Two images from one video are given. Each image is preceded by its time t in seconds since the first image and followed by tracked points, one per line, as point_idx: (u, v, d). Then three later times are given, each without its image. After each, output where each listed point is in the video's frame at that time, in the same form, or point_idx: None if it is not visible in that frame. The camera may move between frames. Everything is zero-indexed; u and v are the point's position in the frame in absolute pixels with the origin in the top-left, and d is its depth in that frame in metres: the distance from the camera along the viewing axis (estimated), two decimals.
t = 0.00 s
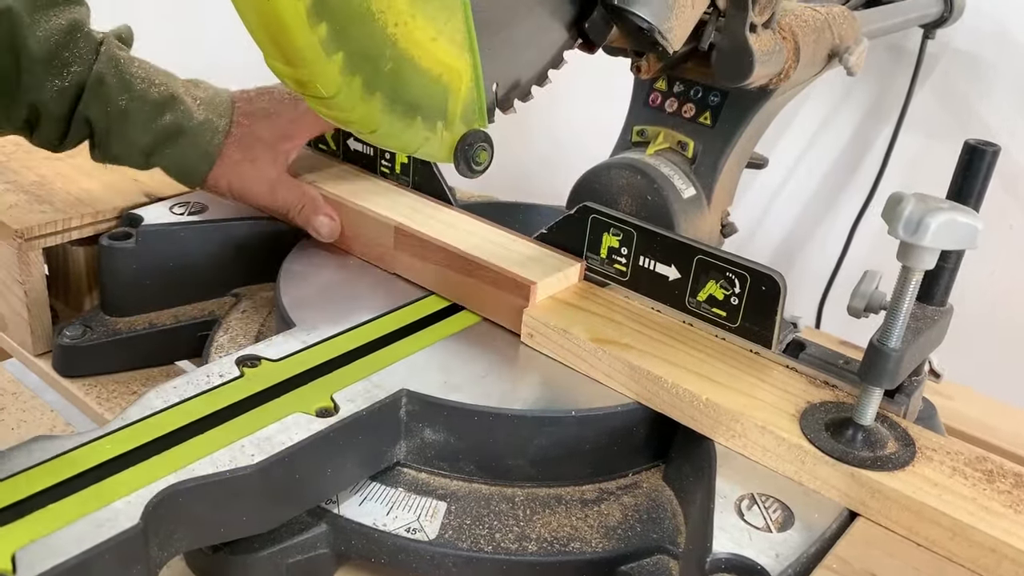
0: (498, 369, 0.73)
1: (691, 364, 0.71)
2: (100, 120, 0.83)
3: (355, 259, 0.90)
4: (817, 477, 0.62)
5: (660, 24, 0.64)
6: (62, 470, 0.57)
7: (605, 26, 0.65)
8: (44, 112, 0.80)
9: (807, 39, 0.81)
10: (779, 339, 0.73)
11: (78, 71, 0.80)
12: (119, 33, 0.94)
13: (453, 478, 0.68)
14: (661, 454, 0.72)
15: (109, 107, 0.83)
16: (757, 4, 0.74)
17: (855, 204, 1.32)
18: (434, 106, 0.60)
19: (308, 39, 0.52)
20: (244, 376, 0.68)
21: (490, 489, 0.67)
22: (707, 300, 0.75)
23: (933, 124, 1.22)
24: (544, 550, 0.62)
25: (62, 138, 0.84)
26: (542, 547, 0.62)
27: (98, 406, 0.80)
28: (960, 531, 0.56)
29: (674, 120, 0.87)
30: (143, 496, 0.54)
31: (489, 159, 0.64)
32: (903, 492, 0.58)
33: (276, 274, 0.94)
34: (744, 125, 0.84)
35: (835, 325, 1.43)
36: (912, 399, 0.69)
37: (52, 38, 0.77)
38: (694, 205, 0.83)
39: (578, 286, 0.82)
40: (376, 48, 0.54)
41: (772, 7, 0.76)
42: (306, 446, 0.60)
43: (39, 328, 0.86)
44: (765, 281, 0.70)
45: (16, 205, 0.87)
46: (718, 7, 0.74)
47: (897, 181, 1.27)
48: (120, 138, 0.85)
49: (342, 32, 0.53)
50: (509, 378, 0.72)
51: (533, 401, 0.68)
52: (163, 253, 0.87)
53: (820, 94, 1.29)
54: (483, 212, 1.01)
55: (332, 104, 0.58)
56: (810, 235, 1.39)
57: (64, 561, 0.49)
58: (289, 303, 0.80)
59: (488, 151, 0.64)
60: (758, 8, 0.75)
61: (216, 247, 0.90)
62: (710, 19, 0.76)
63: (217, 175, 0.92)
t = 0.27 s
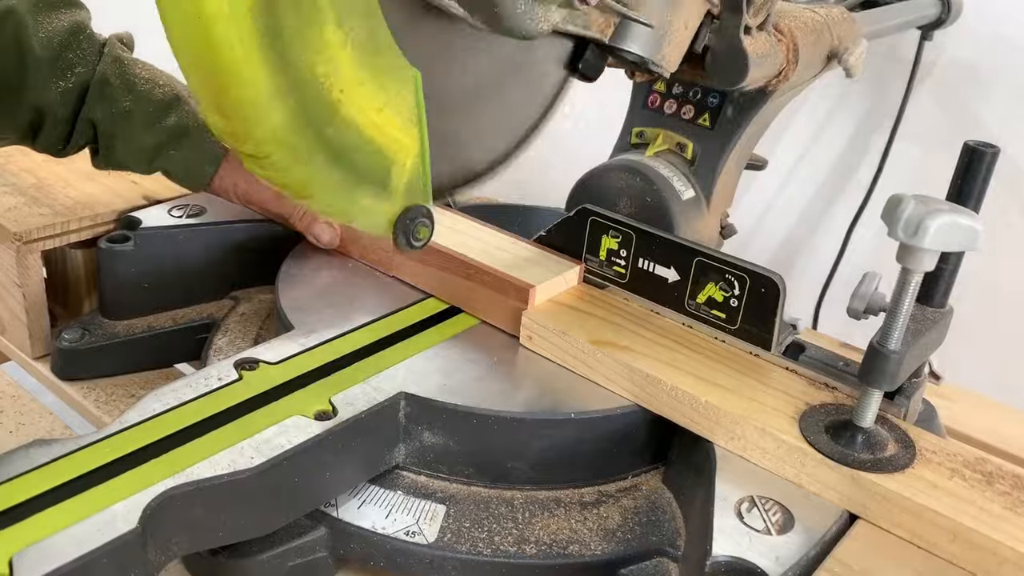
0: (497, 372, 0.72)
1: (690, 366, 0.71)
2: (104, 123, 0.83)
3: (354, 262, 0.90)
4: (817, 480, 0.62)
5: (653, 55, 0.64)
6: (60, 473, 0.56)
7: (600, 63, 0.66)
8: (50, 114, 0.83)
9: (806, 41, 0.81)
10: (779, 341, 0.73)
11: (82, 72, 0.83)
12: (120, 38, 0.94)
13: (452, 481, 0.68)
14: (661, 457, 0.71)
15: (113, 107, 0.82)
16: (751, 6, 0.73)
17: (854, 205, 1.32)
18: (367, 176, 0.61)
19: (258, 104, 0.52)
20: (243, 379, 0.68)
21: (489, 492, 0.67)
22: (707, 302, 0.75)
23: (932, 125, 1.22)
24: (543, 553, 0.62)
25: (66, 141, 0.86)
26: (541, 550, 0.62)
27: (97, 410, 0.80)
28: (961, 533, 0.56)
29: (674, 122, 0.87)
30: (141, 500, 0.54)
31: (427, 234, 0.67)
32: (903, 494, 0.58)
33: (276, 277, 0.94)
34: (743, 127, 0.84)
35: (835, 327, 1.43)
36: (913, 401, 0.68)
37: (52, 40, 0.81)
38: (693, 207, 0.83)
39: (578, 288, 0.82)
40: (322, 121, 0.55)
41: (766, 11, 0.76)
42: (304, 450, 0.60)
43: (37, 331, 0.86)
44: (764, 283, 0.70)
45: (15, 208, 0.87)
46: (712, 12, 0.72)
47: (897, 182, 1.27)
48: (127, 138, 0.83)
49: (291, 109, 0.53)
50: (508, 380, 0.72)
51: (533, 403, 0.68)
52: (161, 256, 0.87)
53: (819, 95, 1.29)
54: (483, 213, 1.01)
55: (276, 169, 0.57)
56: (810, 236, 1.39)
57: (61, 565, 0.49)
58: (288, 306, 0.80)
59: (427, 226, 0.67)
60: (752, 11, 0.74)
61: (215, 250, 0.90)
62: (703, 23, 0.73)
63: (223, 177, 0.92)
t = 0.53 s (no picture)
0: (496, 371, 0.73)
1: (688, 365, 0.71)
2: (105, 124, 0.86)
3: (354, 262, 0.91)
4: (813, 478, 0.62)
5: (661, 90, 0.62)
6: (62, 472, 0.57)
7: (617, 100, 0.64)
8: (51, 116, 0.83)
9: (804, 42, 0.82)
10: (777, 340, 0.73)
11: (83, 75, 0.84)
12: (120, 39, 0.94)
13: (451, 479, 0.68)
14: (659, 455, 0.72)
15: (114, 109, 0.85)
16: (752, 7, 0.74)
17: (853, 205, 1.33)
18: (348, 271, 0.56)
19: (253, 194, 0.48)
20: (243, 378, 0.69)
21: (488, 490, 0.68)
22: (705, 302, 0.75)
23: (930, 126, 1.23)
24: (541, 550, 0.62)
25: (69, 143, 0.86)
26: (539, 547, 0.63)
27: (99, 408, 0.80)
28: (956, 530, 0.56)
29: (672, 122, 0.87)
30: (142, 498, 0.55)
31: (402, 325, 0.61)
32: (899, 492, 0.58)
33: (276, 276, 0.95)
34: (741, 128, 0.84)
35: (833, 326, 1.44)
36: (909, 401, 0.70)
37: (52, 43, 0.81)
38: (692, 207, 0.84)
39: (577, 288, 0.82)
40: (319, 219, 0.52)
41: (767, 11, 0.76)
42: (305, 449, 0.60)
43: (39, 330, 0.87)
44: (762, 282, 0.71)
45: (17, 208, 0.88)
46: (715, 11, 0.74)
47: (896, 182, 1.28)
48: (130, 140, 0.87)
49: (285, 190, 0.49)
50: (507, 379, 0.72)
51: (532, 402, 0.69)
52: (162, 255, 0.87)
53: (818, 95, 1.29)
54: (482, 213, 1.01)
55: (250, 255, 0.50)
56: (808, 236, 1.39)
57: (63, 563, 0.50)
58: (288, 305, 0.80)
59: (402, 318, 0.61)
60: (754, 11, 0.75)
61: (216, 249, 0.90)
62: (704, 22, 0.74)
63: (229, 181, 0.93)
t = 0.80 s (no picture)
0: (497, 371, 0.73)
1: (688, 365, 0.71)
2: (17, 73, 0.95)
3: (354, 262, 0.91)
4: (813, 478, 0.62)
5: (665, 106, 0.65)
6: (63, 471, 0.57)
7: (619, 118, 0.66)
8: None
9: (804, 43, 0.82)
10: (777, 340, 0.74)
11: None
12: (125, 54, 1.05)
13: (452, 478, 0.68)
14: (659, 455, 0.72)
15: (25, 59, 0.94)
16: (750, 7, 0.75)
17: (852, 207, 1.33)
18: (344, 313, 0.66)
19: (251, 230, 0.56)
20: (244, 378, 0.69)
21: (489, 489, 0.68)
22: (705, 302, 0.75)
23: (930, 127, 1.23)
24: (542, 549, 0.63)
25: None
26: (540, 547, 0.63)
27: (99, 407, 0.80)
28: (956, 530, 0.56)
29: (673, 123, 0.87)
30: (144, 496, 0.55)
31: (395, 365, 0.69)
32: (899, 491, 0.58)
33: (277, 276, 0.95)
34: (741, 128, 0.85)
35: (833, 328, 1.44)
36: (908, 400, 0.70)
37: None
38: (692, 207, 0.84)
39: (577, 288, 0.83)
40: (314, 254, 0.61)
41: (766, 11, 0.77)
42: (306, 447, 0.60)
43: (41, 329, 0.87)
44: (762, 282, 0.71)
45: (19, 207, 0.88)
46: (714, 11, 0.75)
47: (896, 183, 1.28)
48: (42, 86, 0.96)
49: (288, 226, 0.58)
50: (507, 379, 0.72)
51: (532, 402, 0.69)
52: (163, 255, 0.88)
53: (818, 97, 1.30)
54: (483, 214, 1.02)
55: (252, 290, 0.59)
56: (808, 237, 1.40)
57: (66, 560, 0.50)
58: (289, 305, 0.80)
59: (394, 357, 0.70)
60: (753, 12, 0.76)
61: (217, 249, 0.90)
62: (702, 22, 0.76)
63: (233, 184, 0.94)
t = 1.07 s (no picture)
0: (498, 370, 0.73)
1: (688, 365, 0.72)
2: None
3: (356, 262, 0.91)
4: (813, 477, 0.62)
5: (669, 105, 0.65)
6: (66, 470, 0.57)
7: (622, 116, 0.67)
8: None
9: (804, 44, 0.82)
10: (777, 340, 0.74)
11: None
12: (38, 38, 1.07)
13: (453, 477, 0.69)
14: (660, 454, 0.72)
15: None
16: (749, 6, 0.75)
17: (853, 207, 1.33)
18: (345, 312, 0.66)
19: (252, 230, 0.56)
20: (246, 377, 0.69)
21: (490, 489, 0.68)
22: (705, 302, 0.76)
23: (930, 128, 1.23)
24: (543, 548, 0.63)
25: None
26: (541, 546, 0.63)
27: (102, 407, 0.81)
28: (955, 529, 0.56)
29: (673, 124, 0.88)
30: (146, 495, 0.55)
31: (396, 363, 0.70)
32: (898, 490, 0.58)
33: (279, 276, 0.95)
34: (742, 129, 0.85)
35: (834, 328, 1.44)
36: (908, 399, 0.70)
37: None
38: (693, 208, 0.84)
39: (578, 288, 0.83)
40: (315, 254, 0.61)
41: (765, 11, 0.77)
42: (307, 446, 0.61)
43: (43, 329, 0.87)
44: (762, 282, 0.71)
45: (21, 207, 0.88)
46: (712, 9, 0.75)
47: (896, 183, 1.28)
48: None
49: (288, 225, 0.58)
50: (508, 378, 0.72)
51: (533, 401, 0.69)
52: (165, 255, 0.88)
53: (818, 97, 1.30)
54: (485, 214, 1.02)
55: (254, 290, 0.59)
56: (808, 238, 1.40)
57: (69, 558, 0.50)
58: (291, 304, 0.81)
59: (396, 357, 0.70)
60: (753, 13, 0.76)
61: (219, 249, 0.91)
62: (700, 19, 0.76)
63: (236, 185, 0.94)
